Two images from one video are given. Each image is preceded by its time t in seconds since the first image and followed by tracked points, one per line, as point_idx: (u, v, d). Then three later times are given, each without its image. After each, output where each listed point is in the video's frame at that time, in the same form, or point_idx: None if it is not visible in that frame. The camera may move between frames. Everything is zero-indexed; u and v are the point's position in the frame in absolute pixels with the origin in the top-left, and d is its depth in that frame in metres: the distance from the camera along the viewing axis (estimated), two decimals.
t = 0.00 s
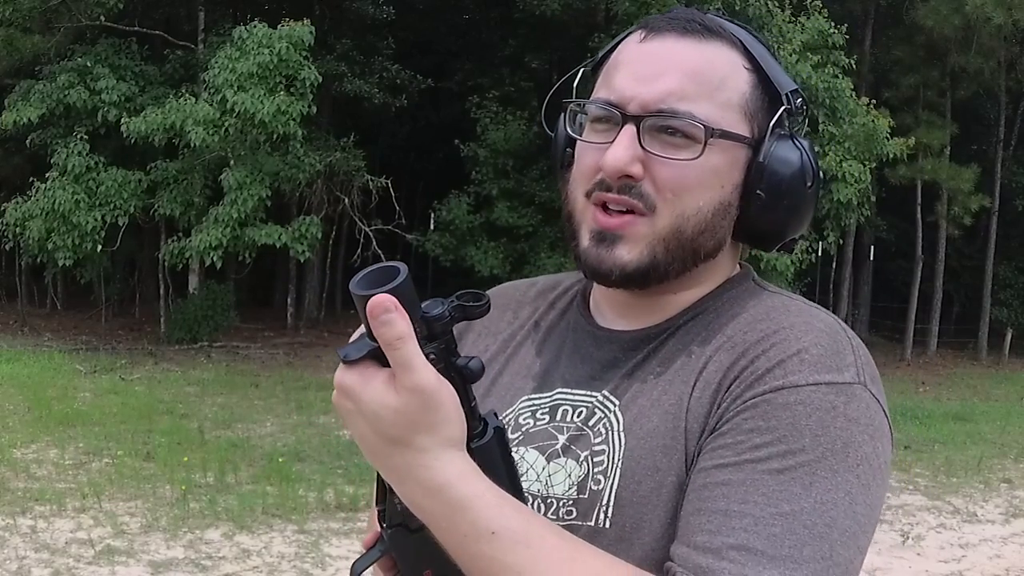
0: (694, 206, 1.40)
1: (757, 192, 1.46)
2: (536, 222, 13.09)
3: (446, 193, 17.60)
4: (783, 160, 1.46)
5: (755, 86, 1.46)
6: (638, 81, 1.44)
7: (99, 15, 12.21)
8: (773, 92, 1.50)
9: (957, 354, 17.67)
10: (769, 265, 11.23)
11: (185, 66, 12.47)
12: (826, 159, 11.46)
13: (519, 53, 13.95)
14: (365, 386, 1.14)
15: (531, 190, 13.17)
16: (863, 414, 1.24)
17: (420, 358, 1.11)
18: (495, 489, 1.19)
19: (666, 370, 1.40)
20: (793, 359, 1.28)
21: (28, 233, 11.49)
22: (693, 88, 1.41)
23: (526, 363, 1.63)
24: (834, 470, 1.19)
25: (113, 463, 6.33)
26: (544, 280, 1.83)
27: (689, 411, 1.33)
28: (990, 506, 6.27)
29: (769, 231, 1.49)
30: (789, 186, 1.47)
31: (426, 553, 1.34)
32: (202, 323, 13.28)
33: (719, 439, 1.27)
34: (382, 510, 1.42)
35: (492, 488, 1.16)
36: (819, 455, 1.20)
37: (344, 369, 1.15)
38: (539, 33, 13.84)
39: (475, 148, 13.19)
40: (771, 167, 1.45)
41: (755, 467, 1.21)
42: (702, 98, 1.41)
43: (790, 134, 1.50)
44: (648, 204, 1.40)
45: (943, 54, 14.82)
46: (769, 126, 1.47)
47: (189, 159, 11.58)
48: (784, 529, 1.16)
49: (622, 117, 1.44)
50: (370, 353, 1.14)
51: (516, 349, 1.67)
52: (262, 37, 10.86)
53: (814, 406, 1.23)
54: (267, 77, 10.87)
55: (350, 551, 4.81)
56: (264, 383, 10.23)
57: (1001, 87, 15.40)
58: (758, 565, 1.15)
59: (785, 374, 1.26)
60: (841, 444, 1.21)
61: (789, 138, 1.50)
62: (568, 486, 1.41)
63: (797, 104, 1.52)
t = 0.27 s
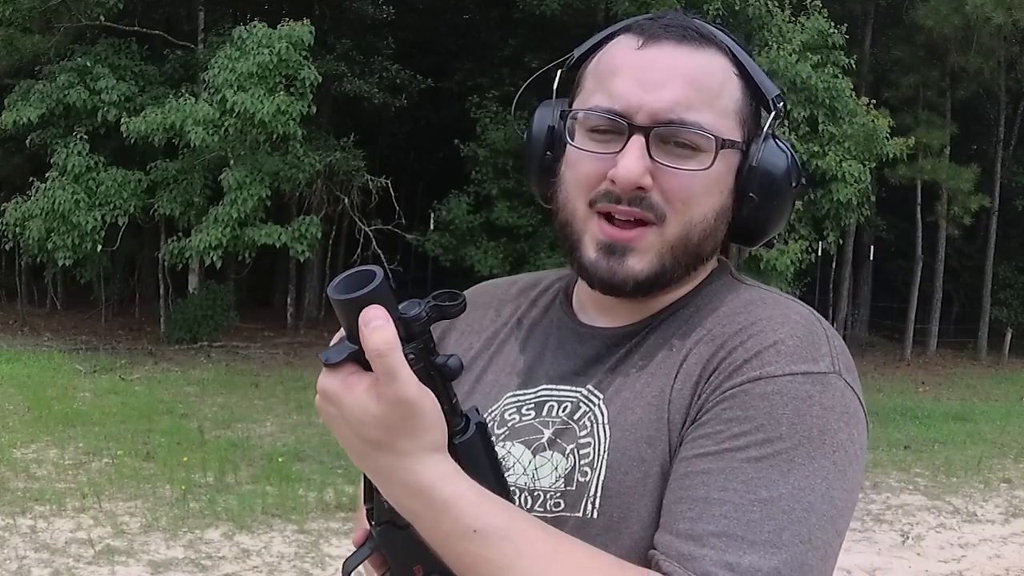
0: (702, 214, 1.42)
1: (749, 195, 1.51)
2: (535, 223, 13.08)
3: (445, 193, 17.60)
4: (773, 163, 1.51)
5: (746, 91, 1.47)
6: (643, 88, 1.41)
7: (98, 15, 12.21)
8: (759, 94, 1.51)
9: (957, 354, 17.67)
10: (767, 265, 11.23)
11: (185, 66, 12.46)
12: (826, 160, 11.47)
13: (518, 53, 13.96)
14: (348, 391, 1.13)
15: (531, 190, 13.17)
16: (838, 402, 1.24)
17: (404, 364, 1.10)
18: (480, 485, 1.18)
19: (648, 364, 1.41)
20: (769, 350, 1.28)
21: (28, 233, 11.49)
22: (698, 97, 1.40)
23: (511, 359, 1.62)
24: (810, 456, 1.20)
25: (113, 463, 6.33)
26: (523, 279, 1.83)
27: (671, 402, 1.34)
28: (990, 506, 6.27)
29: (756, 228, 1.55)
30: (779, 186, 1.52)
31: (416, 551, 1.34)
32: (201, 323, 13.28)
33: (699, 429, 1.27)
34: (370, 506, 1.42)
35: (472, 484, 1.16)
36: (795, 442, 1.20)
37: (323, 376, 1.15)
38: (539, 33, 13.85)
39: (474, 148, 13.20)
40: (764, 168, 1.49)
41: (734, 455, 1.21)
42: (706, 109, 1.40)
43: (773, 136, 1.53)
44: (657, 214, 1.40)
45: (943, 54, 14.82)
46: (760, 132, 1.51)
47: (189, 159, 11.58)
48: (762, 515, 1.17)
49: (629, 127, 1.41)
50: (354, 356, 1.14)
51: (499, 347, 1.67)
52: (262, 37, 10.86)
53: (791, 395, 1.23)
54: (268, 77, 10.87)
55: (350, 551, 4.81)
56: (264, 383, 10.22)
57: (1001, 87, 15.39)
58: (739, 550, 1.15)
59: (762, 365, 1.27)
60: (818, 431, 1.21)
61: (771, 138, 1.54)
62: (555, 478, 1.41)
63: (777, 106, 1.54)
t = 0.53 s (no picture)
0: (677, 213, 1.41)
1: (723, 193, 1.50)
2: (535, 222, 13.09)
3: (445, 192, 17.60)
4: (748, 160, 1.49)
5: (718, 93, 1.46)
6: (616, 94, 1.41)
7: (98, 15, 12.22)
8: (732, 94, 1.50)
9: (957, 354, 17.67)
10: (767, 265, 11.24)
11: (185, 66, 12.47)
12: (826, 160, 11.48)
13: (518, 53, 13.95)
14: (385, 352, 1.16)
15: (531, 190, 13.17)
16: (823, 392, 1.24)
17: (445, 330, 1.12)
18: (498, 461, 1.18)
19: (634, 360, 1.41)
20: (755, 343, 1.28)
21: (28, 233, 11.48)
22: (668, 100, 1.39)
23: (498, 358, 1.63)
24: (801, 444, 1.20)
25: (113, 462, 6.33)
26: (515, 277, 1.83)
27: (658, 396, 1.33)
28: (990, 506, 6.26)
29: (735, 225, 1.53)
30: (754, 183, 1.51)
31: (422, 528, 1.30)
32: (201, 323, 13.28)
33: (691, 422, 1.26)
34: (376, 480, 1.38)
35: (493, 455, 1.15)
36: (786, 431, 1.20)
37: (365, 338, 1.18)
38: (539, 33, 13.85)
39: (474, 148, 13.21)
40: (736, 169, 1.48)
41: (726, 446, 1.20)
42: (679, 112, 1.40)
43: (748, 135, 1.52)
44: (632, 214, 1.40)
45: (943, 54, 14.83)
46: (733, 131, 1.49)
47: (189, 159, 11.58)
48: (758, 502, 1.16)
49: (603, 130, 1.41)
50: (397, 320, 1.16)
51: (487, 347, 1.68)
52: (262, 37, 10.86)
53: (778, 385, 1.23)
54: (268, 76, 10.87)
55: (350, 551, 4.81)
56: (264, 383, 10.22)
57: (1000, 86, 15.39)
58: (738, 536, 1.14)
59: (749, 357, 1.26)
60: (805, 420, 1.21)
61: (745, 136, 1.53)
62: (542, 473, 1.42)
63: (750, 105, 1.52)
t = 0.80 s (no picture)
0: (630, 197, 1.39)
1: (686, 179, 1.44)
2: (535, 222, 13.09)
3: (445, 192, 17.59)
4: (710, 149, 1.44)
5: (677, 83, 1.45)
6: (565, 87, 1.45)
7: (98, 15, 12.21)
8: (693, 85, 1.47)
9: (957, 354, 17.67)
10: (767, 265, 11.23)
11: (185, 65, 12.47)
12: (825, 160, 11.47)
13: (517, 53, 13.93)
14: (363, 358, 1.12)
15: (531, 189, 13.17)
16: (813, 381, 1.25)
17: (424, 335, 1.09)
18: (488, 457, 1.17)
19: (627, 352, 1.40)
20: (745, 333, 1.28)
21: (27, 233, 11.48)
22: (613, 90, 1.41)
23: (495, 356, 1.62)
24: (791, 433, 1.20)
25: (113, 462, 6.33)
26: (517, 280, 1.81)
27: (650, 385, 1.34)
28: (990, 506, 6.26)
29: (702, 218, 1.46)
30: (717, 173, 1.45)
31: (412, 530, 1.30)
32: (201, 323, 13.27)
33: (683, 411, 1.27)
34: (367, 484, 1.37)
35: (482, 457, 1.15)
36: (776, 419, 1.21)
37: (345, 343, 1.13)
38: (539, 33, 13.85)
39: (474, 147, 13.21)
40: (697, 155, 1.43)
41: (718, 434, 1.21)
42: (621, 98, 1.40)
43: (717, 125, 1.48)
44: (581, 199, 1.40)
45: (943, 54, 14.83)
46: (692, 118, 1.45)
47: (189, 159, 11.57)
48: (751, 490, 1.17)
49: (552, 121, 1.44)
50: (373, 327, 1.12)
51: (484, 344, 1.67)
52: (261, 36, 10.86)
53: (767, 374, 1.23)
54: (267, 76, 10.87)
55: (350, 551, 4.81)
56: (263, 383, 10.21)
57: (1000, 86, 15.39)
58: (731, 524, 1.15)
59: (739, 347, 1.27)
60: (796, 408, 1.22)
61: (713, 129, 1.48)
62: (537, 466, 1.41)
63: (719, 96, 1.50)
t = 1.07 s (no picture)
0: (616, 192, 1.39)
1: (671, 176, 1.44)
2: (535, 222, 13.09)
3: (445, 192, 17.58)
4: (695, 146, 1.45)
5: (663, 80, 1.44)
6: (551, 84, 1.44)
7: (98, 15, 12.21)
8: (678, 82, 1.47)
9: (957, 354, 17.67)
10: (767, 265, 11.23)
11: (184, 65, 12.47)
12: (825, 160, 11.45)
13: (518, 52, 13.87)
14: (347, 367, 1.10)
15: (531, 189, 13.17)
16: (795, 375, 1.25)
17: (404, 348, 1.08)
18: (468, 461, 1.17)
19: (613, 347, 1.40)
20: (726, 328, 1.28)
21: (27, 233, 11.47)
22: (599, 86, 1.40)
23: (485, 354, 1.60)
24: (772, 426, 1.21)
25: (113, 462, 6.33)
26: (505, 279, 1.79)
27: (634, 380, 1.33)
28: (989, 506, 6.26)
29: (689, 212, 1.46)
30: (702, 169, 1.45)
31: (405, 531, 1.30)
32: (200, 323, 13.27)
33: (664, 406, 1.27)
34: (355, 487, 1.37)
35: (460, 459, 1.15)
36: (757, 414, 1.21)
37: (327, 351, 1.11)
38: (538, 33, 13.84)
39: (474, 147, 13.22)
40: (683, 152, 1.43)
41: (699, 430, 1.21)
42: (607, 94, 1.40)
43: (702, 123, 1.48)
44: (568, 195, 1.39)
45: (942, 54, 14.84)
46: (677, 115, 1.45)
47: (188, 158, 11.57)
48: (732, 485, 1.17)
49: (540, 118, 1.43)
50: (355, 334, 1.10)
51: (474, 343, 1.64)
52: (261, 36, 10.86)
53: (749, 368, 1.23)
54: (267, 76, 10.86)
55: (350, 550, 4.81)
56: (263, 383, 10.21)
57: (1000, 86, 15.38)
58: (713, 519, 1.16)
59: (720, 341, 1.27)
60: (777, 403, 1.22)
61: (699, 124, 1.48)
62: (526, 461, 1.40)
63: (704, 94, 1.50)
